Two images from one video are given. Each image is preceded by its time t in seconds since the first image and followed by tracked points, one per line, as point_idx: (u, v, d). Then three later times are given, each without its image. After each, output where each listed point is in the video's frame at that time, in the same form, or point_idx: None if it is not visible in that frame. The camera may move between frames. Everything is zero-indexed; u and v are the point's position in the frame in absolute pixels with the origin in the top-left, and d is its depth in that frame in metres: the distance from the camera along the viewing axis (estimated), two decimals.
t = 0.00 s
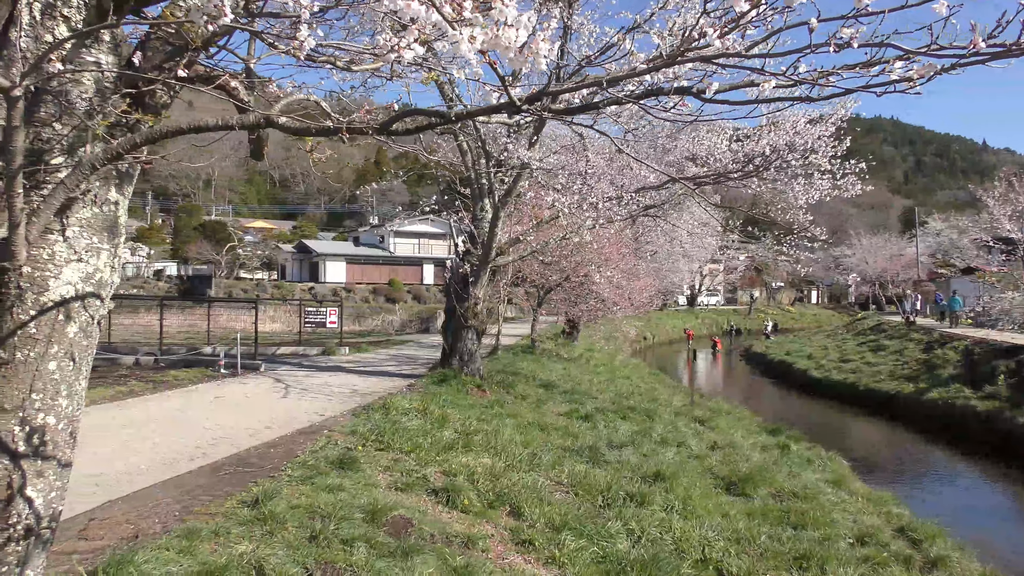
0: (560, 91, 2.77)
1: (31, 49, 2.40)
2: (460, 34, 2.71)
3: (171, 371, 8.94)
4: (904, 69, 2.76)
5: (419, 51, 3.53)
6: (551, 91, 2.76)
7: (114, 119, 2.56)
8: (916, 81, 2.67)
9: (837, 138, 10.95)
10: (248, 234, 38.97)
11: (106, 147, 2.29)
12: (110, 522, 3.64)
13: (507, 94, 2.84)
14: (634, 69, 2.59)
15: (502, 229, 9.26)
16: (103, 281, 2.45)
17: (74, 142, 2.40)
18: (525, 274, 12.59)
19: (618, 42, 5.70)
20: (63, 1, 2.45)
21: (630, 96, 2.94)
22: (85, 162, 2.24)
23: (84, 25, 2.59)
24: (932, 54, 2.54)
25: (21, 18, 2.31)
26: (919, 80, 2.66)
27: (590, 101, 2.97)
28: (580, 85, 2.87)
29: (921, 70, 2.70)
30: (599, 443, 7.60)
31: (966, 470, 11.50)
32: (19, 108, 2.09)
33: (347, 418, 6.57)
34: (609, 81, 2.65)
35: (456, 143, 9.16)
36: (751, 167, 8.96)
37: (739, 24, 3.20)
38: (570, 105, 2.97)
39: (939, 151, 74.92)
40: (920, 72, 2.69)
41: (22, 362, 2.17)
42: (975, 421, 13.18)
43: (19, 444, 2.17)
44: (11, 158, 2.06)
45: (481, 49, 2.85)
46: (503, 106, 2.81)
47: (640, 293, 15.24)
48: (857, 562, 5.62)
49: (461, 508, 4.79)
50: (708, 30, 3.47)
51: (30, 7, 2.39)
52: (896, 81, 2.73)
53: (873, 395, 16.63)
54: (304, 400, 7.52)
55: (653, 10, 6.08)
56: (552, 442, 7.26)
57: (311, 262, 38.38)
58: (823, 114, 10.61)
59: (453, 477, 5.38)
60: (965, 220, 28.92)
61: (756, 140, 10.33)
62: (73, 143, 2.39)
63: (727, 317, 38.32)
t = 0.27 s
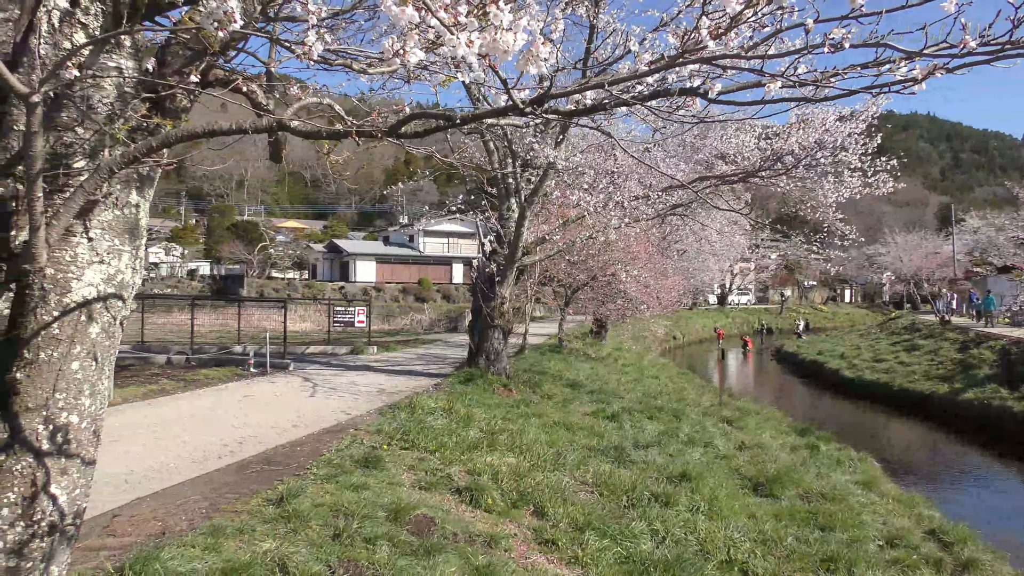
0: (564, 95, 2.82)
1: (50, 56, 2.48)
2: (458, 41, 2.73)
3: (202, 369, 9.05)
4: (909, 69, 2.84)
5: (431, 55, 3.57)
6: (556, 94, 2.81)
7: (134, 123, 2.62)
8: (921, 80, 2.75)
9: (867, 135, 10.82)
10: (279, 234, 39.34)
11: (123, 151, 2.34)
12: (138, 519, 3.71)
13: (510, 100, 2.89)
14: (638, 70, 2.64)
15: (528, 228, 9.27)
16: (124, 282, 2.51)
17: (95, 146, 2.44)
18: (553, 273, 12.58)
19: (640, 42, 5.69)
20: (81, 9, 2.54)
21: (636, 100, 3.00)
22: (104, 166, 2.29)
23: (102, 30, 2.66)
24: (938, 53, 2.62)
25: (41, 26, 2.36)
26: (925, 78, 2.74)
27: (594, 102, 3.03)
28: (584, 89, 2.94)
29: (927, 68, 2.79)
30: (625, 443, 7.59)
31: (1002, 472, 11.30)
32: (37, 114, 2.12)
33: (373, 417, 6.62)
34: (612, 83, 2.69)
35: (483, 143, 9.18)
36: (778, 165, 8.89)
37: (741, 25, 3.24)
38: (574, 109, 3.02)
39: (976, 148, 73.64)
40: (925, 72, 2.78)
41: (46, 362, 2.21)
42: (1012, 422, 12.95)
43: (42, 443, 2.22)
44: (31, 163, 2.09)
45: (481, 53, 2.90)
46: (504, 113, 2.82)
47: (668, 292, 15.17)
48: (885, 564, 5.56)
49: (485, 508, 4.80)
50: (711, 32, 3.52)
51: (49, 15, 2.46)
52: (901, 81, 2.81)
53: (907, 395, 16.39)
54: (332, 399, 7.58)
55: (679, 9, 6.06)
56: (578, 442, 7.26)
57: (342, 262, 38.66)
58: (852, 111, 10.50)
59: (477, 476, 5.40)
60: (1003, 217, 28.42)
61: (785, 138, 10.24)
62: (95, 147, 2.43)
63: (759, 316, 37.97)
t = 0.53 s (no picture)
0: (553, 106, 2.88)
1: (53, 65, 2.55)
2: (444, 54, 2.76)
3: (208, 369, 9.10)
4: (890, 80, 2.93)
5: (426, 63, 3.62)
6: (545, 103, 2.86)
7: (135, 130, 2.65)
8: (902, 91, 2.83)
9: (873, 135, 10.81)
10: (287, 234, 39.46)
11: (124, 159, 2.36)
12: (144, 519, 3.75)
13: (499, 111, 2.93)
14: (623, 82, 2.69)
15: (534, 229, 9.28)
16: (128, 287, 2.54)
17: (98, 153, 2.53)
18: (559, 273, 12.62)
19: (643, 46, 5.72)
20: (84, 20, 2.58)
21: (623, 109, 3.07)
22: (103, 174, 2.31)
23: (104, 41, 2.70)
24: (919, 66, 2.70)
25: (42, 37, 2.40)
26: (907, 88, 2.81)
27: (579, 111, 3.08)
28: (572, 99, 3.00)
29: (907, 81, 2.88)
30: (630, 444, 7.61)
31: (1010, 473, 11.27)
32: (40, 123, 2.14)
33: (377, 417, 6.66)
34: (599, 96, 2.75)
35: (489, 144, 9.21)
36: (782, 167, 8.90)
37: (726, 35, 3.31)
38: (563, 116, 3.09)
39: (985, 147, 73.39)
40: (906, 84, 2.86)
41: (49, 365, 2.26)
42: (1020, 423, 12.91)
43: (46, 445, 2.26)
44: (34, 172, 2.11)
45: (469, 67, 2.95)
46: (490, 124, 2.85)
47: (675, 292, 15.17)
48: (889, 565, 5.56)
49: (488, 508, 4.83)
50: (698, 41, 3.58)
51: (51, 27, 2.51)
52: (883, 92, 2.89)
53: (915, 396, 16.37)
54: (338, 399, 7.62)
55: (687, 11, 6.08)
56: (582, 442, 7.28)
57: (349, 261, 38.76)
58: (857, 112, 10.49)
59: (481, 477, 5.42)
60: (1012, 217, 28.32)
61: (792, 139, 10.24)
62: (98, 154, 2.52)
63: (766, 317, 37.92)
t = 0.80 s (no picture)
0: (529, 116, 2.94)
1: (41, 74, 2.59)
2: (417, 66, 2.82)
3: (205, 370, 9.12)
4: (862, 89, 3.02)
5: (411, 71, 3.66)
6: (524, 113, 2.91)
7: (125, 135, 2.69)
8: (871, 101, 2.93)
9: (867, 138, 10.85)
10: (286, 234, 39.46)
11: (112, 165, 2.37)
12: (138, 519, 3.78)
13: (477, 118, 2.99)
14: (597, 93, 2.76)
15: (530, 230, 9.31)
16: (118, 290, 2.56)
17: (88, 157, 2.56)
18: (555, 275, 12.63)
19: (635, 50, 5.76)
20: (71, 28, 2.65)
21: (601, 119, 3.14)
22: (91, 181, 2.34)
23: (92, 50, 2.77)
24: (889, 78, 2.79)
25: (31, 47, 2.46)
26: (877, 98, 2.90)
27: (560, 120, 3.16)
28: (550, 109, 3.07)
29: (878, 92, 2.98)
30: (625, 445, 7.63)
31: (1006, 474, 11.30)
32: (27, 131, 2.16)
33: (372, 418, 6.68)
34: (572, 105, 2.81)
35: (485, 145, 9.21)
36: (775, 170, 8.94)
37: (701, 44, 3.38)
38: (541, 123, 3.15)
39: (984, 148, 73.44)
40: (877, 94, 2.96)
41: (39, 368, 2.28)
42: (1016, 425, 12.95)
43: (35, 447, 2.29)
44: (20, 178, 2.13)
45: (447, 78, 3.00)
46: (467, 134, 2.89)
47: (672, 294, 15.19)
48: (880, 567, 5.60)
49: (480, 510, 4.85)
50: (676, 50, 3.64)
51: (38, 36, 2.58)
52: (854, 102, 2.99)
53: (912, 397, 16.40)
54: (333, 400, 7.63)
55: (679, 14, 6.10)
56: (576, 443, 7.31)
57: (348, 262, 38.78)
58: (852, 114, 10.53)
59: (474, 478, 5.44)
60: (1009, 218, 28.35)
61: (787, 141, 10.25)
62: (88, 158, 2.56)
63: (764, 318, 37.95)
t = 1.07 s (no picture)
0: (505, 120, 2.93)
1: (19, 78, 2.59)
2: (378, 72, 2.92)
3: (201, 370, 9.13)
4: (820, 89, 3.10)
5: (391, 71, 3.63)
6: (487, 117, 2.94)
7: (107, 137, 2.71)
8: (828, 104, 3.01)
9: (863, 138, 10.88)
10: (285, 234, 39.49)
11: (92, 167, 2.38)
12: (129, 519, 3.80)
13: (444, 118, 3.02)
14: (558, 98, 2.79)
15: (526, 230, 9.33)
16: (101, 290, 2.58)
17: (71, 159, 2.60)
18: (552, 275, 12.64)
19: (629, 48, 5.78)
20: (49, 33, 2.67)
21: (574, 122, 3.20)
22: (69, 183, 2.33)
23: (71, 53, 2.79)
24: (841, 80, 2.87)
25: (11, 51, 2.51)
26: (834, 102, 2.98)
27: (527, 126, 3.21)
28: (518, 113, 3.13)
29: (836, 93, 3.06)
30: (619, 446, 7.65)
31: (1002, 475, 11.30)
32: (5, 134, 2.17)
33: (367, 419, 6.69)
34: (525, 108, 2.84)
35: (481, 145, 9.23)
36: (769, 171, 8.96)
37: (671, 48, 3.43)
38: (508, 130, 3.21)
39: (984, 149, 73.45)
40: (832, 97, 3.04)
41: (22, 368, 2.30)
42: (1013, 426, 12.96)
43: (17, 447, 2.30)
44: None
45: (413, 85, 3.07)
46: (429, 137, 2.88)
47: (669, 294, 15.20)
48: (871, 567, 5.62)
49: (472, 510, 4.85)
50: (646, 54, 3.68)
51: (18, 39, 2.59)
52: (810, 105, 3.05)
53: (909, 398, 16.42)
54: (329, 401, 7.65)
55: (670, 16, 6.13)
56: (571, 444, 7.32)
57: (348, 262, 38.82)
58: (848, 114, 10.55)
59: (467, 478, 5.45)
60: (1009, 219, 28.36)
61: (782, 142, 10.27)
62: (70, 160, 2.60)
63: (764, 318, 37.96)
